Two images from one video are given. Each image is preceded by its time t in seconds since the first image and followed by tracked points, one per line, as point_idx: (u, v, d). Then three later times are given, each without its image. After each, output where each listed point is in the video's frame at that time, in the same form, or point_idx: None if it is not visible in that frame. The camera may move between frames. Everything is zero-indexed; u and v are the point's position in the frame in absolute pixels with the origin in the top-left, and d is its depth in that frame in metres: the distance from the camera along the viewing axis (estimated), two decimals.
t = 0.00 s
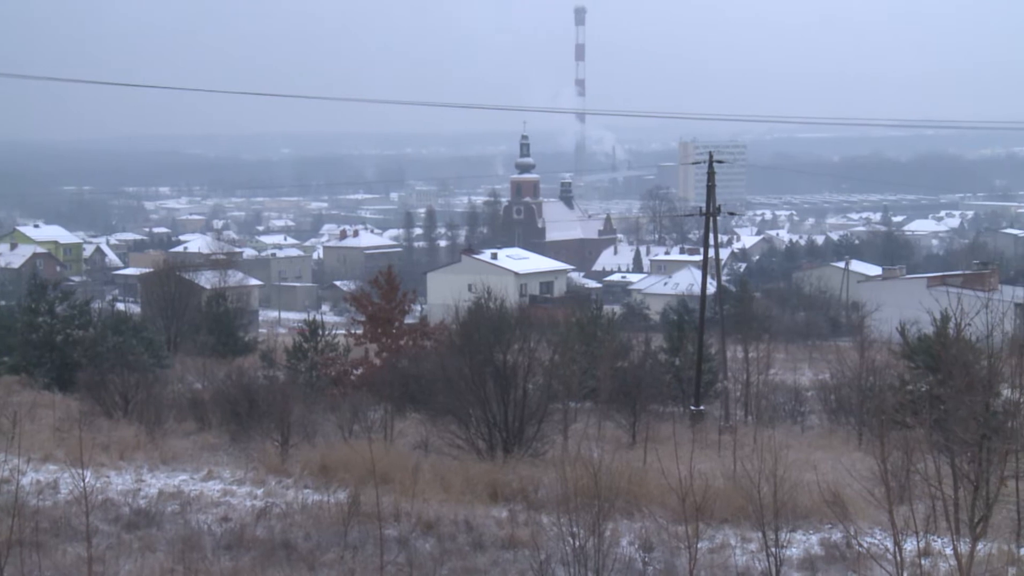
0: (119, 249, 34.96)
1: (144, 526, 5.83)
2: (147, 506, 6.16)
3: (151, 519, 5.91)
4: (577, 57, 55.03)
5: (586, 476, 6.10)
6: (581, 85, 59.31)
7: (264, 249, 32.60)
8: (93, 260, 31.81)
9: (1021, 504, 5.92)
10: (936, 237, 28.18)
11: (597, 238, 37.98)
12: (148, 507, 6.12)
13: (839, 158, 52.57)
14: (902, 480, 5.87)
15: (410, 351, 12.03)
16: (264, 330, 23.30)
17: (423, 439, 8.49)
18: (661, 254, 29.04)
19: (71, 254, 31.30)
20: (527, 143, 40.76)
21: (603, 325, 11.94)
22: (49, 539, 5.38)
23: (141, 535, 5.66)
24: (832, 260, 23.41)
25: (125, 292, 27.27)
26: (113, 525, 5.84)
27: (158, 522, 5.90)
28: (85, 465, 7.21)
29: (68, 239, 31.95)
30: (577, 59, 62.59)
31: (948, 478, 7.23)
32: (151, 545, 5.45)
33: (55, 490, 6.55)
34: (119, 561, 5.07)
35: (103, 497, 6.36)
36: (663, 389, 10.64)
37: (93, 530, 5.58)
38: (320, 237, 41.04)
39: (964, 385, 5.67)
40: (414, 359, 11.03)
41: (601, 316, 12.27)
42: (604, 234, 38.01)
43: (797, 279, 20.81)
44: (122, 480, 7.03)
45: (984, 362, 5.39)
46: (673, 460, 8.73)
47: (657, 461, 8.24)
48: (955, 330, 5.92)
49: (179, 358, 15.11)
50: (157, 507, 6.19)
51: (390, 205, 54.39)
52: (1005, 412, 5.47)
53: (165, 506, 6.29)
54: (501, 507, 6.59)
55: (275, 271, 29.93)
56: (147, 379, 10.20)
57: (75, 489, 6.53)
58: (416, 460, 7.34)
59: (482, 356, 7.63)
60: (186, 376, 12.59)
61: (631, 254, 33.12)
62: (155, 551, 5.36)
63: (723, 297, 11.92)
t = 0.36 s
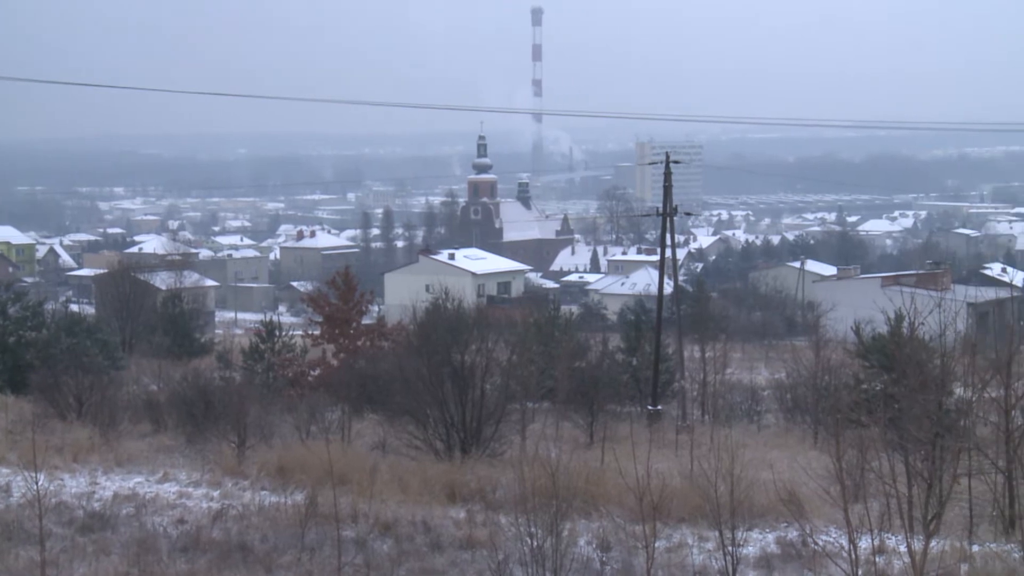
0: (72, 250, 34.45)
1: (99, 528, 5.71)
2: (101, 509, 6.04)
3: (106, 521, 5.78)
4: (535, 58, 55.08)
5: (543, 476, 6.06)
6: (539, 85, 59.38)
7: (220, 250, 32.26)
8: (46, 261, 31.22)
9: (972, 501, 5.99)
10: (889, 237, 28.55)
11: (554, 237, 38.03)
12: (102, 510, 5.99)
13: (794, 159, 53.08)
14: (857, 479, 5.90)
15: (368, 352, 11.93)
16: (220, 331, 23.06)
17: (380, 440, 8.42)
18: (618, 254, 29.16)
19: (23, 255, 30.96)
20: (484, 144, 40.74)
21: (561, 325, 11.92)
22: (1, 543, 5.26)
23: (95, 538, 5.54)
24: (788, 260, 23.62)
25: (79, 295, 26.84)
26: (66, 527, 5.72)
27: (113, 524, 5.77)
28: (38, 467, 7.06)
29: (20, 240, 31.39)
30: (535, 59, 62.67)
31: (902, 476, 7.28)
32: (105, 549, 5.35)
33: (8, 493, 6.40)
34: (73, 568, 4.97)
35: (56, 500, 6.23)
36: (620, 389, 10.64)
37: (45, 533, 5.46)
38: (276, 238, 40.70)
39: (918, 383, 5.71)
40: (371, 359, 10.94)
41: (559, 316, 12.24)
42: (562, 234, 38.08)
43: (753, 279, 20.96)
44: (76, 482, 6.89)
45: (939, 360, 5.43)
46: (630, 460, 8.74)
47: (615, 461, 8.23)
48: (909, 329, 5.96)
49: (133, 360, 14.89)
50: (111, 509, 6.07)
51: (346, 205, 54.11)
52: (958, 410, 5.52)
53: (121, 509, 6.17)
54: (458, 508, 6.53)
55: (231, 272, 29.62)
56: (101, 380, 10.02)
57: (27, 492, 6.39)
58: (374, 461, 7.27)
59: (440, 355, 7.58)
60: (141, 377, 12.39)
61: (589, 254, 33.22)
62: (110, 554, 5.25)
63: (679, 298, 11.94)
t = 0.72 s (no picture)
0: (33, 250, 33.97)
1: (61, 531, 5.61)
2: (64, 511, 5.93)
3: (68, 524, 5.68)
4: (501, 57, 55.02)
5: (510, 477, 6.02)
6: (504, 85, 59.38)
7: (183, 250, 31.95)
8: (7, 260, 30.60)
9: (935, 499, 6.02)
10: (852, 237, 28.80)
11: (520, 237, 38.02)
12: (64, 512, 5.89)
13: (758, 159, 53.42)
14: (821, 477, 5.92)
15: (334, 352, 11.83)
16: (184, 332, 22.81)
17: (346, 441, 8.34)
18: (584, 254, 29.21)
19: None
20: (450, 143, 40.66)
21: (527, 325, 11.89)
22: None
23: (57, 540, 5.44)
24: (752, 259, 23.74)
25: (40, 296, 26.44)
26: (27, 530, 5.61)
27: (75, 527, 5.67)
28: None
29: None
30: (500, 59, 62.64)
31: (866, 475, 7.31)
32: (67, 551, 5.25)
33: None
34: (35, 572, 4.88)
35: (17, 503, 6.11)
36: (586, 389, 10.63)
37: (5, 537, 5.36)
38: (240, 238, 40.38)
39: (881, 381, 5.74)
40: (336, 359, 10.85)
41: (525, 316, 12.21)
42: (528, 234, 38.07)
43: (718, 279, 21.07)
44: (38, 485, 6.77)
45: (902, 358, 5.46)
46: (596, 460, 8.72)
47: (581, 461, 8.22)
48: (872, 329, 5.98)
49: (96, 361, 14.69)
50: (74, 511, 5.97)
51: (311, 205, 53.81)
52: (921, 408, 5.54)
53: (83, 511, 6.07)
54: (424, 508, 6.47)
55: (196, 273, 29.32)
56: (64, 382, 9.85)
57: None
58: (340, 462, 7.20)
59: (405, 355, 7.53)
60: (105, 379, 12.22)
61: (554, 254, 33.25)
62: (72, 557, 5.16)
63: (645, 297, 11.94)
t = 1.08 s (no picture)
0: None
1: (22, 534, 5.51)
2: (25, 514, 5.83)
3: (29, 527, 5.58)
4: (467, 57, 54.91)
5: (476, 477, 6.00)
6: (470, 85, 59.31)
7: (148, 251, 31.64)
8: None
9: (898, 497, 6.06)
10: (816, 237, 29.05)
11: (486, 237, 37.98)
12: (26, 515, 5.78)
13: (723, 160, 53.74)
14: (786, 476, 5.95)
15: (299, 353, 11.73)
16: (148, 333, 22.60)
17: (311, 442, 8.27)
18: (550, 254, 29.27)
19: None
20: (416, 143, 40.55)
21: (494, 325, 11.85)
22: None
23: (18, 544, 5.34)
24: (717, 259, 23.86)
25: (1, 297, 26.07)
26: None
27: (36, 530, 5.57)
28: None
29: None
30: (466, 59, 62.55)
31: (830, 474, 7.34)
32: (29, 555, 5.16)
33: None
34: None
35: None
36: (552, 389, 10.61)
37: None
38: (205, 239, 40.05)
39: (844, 381, 5.78)
40: (301, 359, 10.76)
41: (491, 316, 12.17)
42: (494, 235, 38.05)
43: (684, 279, 21.16)
44: None
45: (865, 359, 5.50)
46: (562, 460, 8.72)
47: (548, 461, 8.21)
48: (836, 329, 6.02)
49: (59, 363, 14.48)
50: (36, 514, 5.87)
51: (277, 206, 53.47)
52: (884, 407, 5.58)
53: (45, 514, 5.97)
54: (390, 509, 6.42)
55: (160, 274, 29.05)
56: (25, 384, 9.70)
57: None
58: (306, 463, 7.13)
59: (371, 356, 7.47)
60: (67, 381, 12.05)
61: (521, 255, 33.28)
62: (33, 561, 5.07)
63: (611, 297, 11.94)
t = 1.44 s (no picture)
0: None
1: None
2: None
3: None
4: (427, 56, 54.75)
5: (438, 478, 5.96)
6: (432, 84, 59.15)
7: (105, 251, 31.21)
8: None
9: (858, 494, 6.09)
10: (776, 237, 29.29)
11: (448, 238, 37.84)
12: None
13: (683, 160, 54.05)
14: (747, 474, 5.96)
15: (260, 354, 11.58)
16: (105, 334, 22.29)
17: (272, 443, 8.18)
18: (512, 254, 29.27)
19: None
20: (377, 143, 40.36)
21: (456, 325, 11.78)
22: None
23: None
24: (678, 259, 23.96)
25: None
26: None
27: None
28: None
29: None
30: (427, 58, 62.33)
31: (791, 472, 7.37)
32: None
33: None
34: None
35: None
36: (514, 389, 10.57)
37: None
38: (163, 239, 39.60)
39: (804, 380, 5.80)
40: (262, 360, 10.65)
41: (453, 316, 12.11)
42: (455, 235, 37.97)
43: (644, 279, 21.24)
44: None
45: (826, 357, 5.52)
46: (523, 460, 8.70)
47: (510, 460, 8.18)
48: (797, 328, 6.04)
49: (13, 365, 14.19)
50: None
51: (236, 206, 52.99)
52: (844, 406, 5.61)
53: None
54: (351, 511, 6.36)
55: (118, 274, 28.67)
56: None
57: None
58: (266, 464, 7.05)
59: (332, 357, 7.40)
60: (23, 383, 11.82)
61: (482, 254, 33.25)
62: None
63: (573, 297, 11.91)
